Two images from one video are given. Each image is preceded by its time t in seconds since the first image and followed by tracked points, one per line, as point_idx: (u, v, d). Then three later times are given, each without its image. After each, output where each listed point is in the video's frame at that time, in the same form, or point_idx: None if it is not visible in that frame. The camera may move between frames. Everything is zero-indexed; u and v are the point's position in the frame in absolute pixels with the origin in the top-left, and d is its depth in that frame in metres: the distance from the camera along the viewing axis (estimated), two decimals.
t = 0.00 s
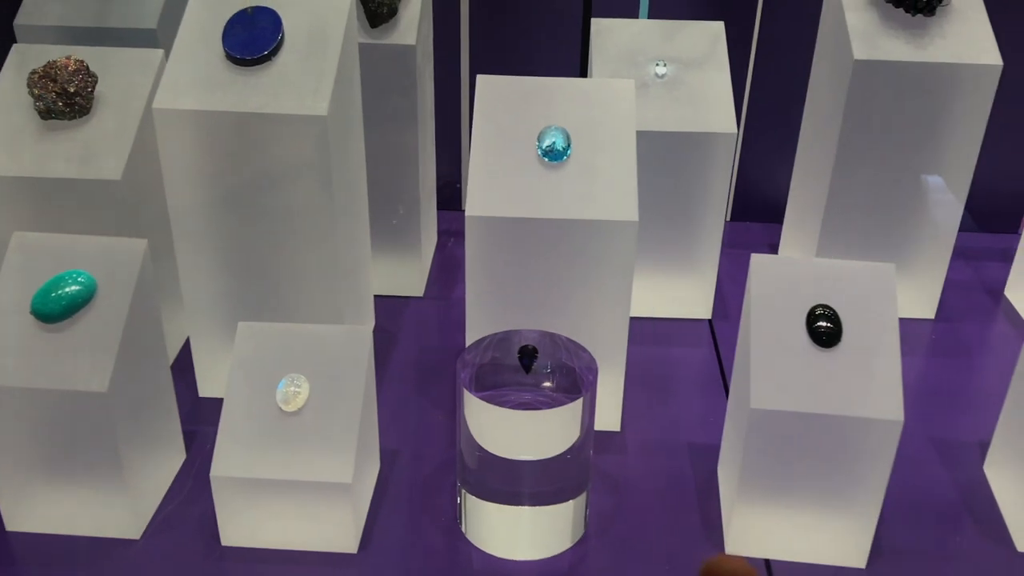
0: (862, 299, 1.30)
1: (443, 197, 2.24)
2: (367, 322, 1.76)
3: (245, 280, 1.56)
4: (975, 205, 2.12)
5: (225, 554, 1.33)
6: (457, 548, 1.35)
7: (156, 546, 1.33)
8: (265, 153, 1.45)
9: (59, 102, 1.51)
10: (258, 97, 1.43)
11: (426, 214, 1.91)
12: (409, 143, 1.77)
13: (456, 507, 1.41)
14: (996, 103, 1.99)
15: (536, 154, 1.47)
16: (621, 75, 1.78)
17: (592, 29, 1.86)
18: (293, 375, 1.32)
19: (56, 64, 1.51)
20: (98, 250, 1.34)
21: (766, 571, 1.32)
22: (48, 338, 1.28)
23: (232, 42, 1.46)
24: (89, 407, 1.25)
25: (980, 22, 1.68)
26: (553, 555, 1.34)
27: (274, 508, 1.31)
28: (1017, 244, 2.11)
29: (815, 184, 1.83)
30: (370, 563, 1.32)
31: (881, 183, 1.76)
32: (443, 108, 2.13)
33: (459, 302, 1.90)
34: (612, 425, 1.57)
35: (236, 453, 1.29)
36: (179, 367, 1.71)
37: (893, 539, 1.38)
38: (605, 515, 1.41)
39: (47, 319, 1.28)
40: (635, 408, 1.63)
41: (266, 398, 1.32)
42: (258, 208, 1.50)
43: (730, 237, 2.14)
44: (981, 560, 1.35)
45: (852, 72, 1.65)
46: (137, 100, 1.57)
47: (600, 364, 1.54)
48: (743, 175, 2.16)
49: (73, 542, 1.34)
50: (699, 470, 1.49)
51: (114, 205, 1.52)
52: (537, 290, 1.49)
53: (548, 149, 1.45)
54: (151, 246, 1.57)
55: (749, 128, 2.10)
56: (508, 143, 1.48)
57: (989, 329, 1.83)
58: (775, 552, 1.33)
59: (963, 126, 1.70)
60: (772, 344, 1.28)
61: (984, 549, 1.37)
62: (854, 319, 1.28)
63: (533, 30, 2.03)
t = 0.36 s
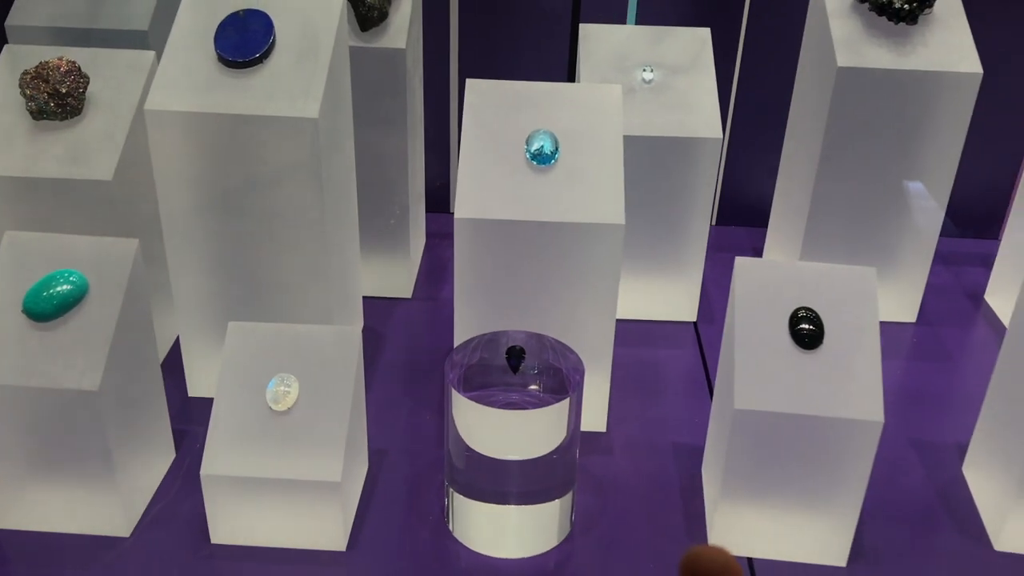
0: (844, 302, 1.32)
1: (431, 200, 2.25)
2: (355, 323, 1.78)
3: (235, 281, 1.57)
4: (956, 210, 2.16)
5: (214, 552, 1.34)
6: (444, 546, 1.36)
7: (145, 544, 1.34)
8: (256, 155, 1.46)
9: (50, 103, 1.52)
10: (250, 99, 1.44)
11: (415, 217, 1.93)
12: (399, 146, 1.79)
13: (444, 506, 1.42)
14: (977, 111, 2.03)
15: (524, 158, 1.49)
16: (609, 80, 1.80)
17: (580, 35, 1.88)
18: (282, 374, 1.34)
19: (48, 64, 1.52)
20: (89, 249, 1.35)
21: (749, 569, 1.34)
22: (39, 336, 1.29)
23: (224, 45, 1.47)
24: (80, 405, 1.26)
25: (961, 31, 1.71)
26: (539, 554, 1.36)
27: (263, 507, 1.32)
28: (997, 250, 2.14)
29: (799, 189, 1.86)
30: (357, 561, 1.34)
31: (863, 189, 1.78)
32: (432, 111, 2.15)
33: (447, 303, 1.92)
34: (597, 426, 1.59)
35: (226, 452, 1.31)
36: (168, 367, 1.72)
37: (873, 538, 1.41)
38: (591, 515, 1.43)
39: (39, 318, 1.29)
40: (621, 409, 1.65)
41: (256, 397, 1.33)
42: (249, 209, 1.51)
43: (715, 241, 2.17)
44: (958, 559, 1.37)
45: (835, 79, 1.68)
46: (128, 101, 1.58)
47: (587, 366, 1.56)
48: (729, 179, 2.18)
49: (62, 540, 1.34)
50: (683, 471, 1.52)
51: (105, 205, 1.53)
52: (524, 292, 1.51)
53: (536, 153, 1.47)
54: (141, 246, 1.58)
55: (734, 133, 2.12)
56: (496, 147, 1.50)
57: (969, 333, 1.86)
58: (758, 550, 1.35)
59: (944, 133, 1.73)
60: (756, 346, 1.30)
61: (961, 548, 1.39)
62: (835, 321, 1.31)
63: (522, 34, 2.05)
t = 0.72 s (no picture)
0: (828, 308, 1.33)
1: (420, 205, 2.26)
2: (344, 327, 1.78)
3: (223, 284, 1.57)
4: (941, 218, 2.17)
5: (200, 556, 1.34)
6: (430, 551, 1.37)
7: (131, 548, 1.34)
8: (245, 159, 1.47)
9: (39, 106, 1.52)
10: (239, 103, 1.44)
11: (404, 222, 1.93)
12: (388, 151, 1.79)
13: (430, 511, 1.42)
14: (961, 120, 2.05)
15: (512, 164, 1.50)
16: (598, 87, 1.81)
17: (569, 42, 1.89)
18: (269, 379, 1.34)
19: (37, 68, 1.52)
20: (77, 252, 1.35)
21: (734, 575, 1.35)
22: (26, 339, 1.29)
23: (213, 49, 1.47)
24: (66, 409, 1.26)
25: (946, 41, 1.73)
26: (525, 559, 1.36)
27: (249, 511, 1.32)
28: (982, 257, 2.16)
29: (786, 196, 1.87)
30: (344, 565, 1.34)
31: (850, 197, 1.80)
32: (421, 117, 2.16)
33: (435, 308, 1.92)
34: (585, 431, 1.60)
35: (212, 455, 1.31)
36: (156, 371, 1.72)
37: (857, 544, 1.42)
38: (577, 520, 1.43)
39: (26, 321, 1.28)
40: (608, 414, 1.65)
41: (244, 400, 1.33)
42: (237, 213, 1.51)
43: (702, 248, 2.18)
44: (942, 565, 1.38)
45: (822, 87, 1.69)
46: (117, 105, 1.58)
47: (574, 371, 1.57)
48: (716, 186, 2.19)
49: (48, 543, 1.34)
50: (669, 476, 1.52)
51: (93, 209, 1.53)
52: (512, 297, 1.51)
53: (525, 159, 1.48)
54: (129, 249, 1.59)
55: (722, 140, 2.14)
56: (485, 152, 1.51)
57: (954, 340, 1.88)
58: (744, 556, 1.36)
59: (929, 142, 1.74)
60: (741, 352, 1.31)
61: (944, 554, 1.40)
62: (820, 328, 1.32)
63: (511, 40, 2.06)
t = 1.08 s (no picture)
0: (832, 315, 1.32)
1: (418, 207, 2.25)
2: (341, 329, 1.76)
3: (220, 285, 1.56)
4: (941, 226, 2.17)
5: (195, 560, 1.32)
6: (428, 557, 1.35)
7: (125, 552, 1.32)
8: (244, 160, 1.45)
9: (35, 103, 1.50)
10: (238, 103, 1.43)
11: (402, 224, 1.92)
12: (387, 152, 1.78)
13: (428, 516, 1.41)
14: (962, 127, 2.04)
15: (514, 167, 1.49)
16: (599, 90, 1.80)
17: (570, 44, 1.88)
18: (267, 382, 1.32)
19: (34, 65, 1.51)
20: (72, 252, 1.33)
21: None
22: (20, 340, 1.27)
23: (213, 48, 1.46)
24: (61, 411, 1.24)
25: (948, 48, 1.73)
26: (524, 566, 1.35)
27: (246, 515, 1.30)
28: (981, 266, 2.15)
29: (786, 202, 1.86)
30: (340, 571, 1.32)
31: (851, 204, 1.79)
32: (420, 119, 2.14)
33: (433, 312, 1.91)
34: (584, 436, 1.59)
35: (208, 459, 1.29)
36: (151, 372, 1.70)
37: (858, 553, 1.41)
38: (576, 526, 1.42)
39: (20, 321, 1.27)
40: (607, 420, 1.64)
41: (241, 403, 1.32)
42: (235, 214, 1.50)
43: (701, 253, 2.17)
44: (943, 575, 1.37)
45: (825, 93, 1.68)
46: (114, 103, 1.56)
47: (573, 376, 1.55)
48: (716, 191, 2.19)
49: (41, 547, 1.32)
50: (669, 483, 1.51)
51: (89, 209, 1.52)
52: (512, 301, 1.50)
53: (526, 162, 1.47)
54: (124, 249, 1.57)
55: (722, 145, 2.13)
56: (486, 155, 1.50)
57: (954, 348, 1.87)
58: (744, 565, 1.34)
59: (931, 149, 1.74)
60: (744, 359, 1.30)
61: (946, 564, 1.39)
62: (823, 335, 1.31)
63: (511, 42, 2.05)
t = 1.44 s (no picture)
0: (840, 328, 1.32)
1: (427, 212, 2.25)
2: (348, 333, 1.77)
3: (230, 288, 1.56)
4: (951, 239, 2.16)
5: (200, 562, 1.33)
6: (432, 562, 1.35)
7: (131, 552, 1.33)
8: (255, 163, 1.46)
9: (49, 104, 1.51)
10: (250, 106, 1.44)
11: (411, 228, 1.93)
12: (397, 157, 1.78)
13: (433, 521, 1.41)
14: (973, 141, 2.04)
15: (524, 174, 1.49)
16: (609, 98, 1.80)
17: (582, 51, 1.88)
18: (274, 385, 1.33)
19: (48, 66, 1.52)
20: (83, 253, 1.34)
21: None
22: (29, 339, 1.27)
23: (226, 52, 1.46)
24: (69, 411, 1.25)
25: (960, 62, 1.72)
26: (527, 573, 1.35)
27: (251, 518, 1.31)
28: (989, 279, 2.15)
29: (796, 213, 1.86)
30: None
31: (860, 216, 1.79)
32: (431, 123, 2.15)
33: (440, 317, 1.91)
34: (589, 445, 1.59)
35: (215, 461, 1.30)
36: (159, 373, 1.71)
37: (862, 566, 1.40)
38: (580, 535, 1.42)
39: (30, 321, 1.27)
40: (613, 428, 1.64)
41: (248, 406, 1.32)
42: (246, 217, 1.50)
43: (709, 263, 2.17)
44: None
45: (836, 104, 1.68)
46: (127, 105, 1.57)
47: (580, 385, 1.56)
48: (725, 201, 2.19)
49: (47, 546, 1.33)
50: (673, 492, 1.51)
51: (100, 210, 1.53)
52: (520, 308, 1.50)
53: (536, 170, 1.47)
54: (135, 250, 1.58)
55: (732, 155, 2.13)
56: (496, 162, 1.50)
57: (961, 362, 1.86)
58: None
59: (942, 162, 1.74)
60: (752, 371, 1.29)
61: None
62: (831, 348, 1.31)
63: (522, 49, 2.06)
